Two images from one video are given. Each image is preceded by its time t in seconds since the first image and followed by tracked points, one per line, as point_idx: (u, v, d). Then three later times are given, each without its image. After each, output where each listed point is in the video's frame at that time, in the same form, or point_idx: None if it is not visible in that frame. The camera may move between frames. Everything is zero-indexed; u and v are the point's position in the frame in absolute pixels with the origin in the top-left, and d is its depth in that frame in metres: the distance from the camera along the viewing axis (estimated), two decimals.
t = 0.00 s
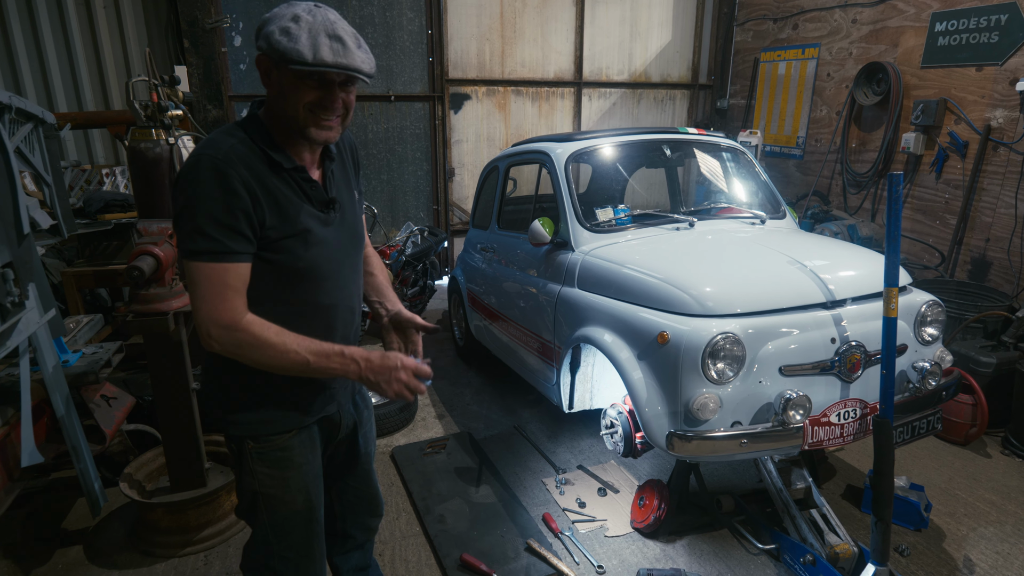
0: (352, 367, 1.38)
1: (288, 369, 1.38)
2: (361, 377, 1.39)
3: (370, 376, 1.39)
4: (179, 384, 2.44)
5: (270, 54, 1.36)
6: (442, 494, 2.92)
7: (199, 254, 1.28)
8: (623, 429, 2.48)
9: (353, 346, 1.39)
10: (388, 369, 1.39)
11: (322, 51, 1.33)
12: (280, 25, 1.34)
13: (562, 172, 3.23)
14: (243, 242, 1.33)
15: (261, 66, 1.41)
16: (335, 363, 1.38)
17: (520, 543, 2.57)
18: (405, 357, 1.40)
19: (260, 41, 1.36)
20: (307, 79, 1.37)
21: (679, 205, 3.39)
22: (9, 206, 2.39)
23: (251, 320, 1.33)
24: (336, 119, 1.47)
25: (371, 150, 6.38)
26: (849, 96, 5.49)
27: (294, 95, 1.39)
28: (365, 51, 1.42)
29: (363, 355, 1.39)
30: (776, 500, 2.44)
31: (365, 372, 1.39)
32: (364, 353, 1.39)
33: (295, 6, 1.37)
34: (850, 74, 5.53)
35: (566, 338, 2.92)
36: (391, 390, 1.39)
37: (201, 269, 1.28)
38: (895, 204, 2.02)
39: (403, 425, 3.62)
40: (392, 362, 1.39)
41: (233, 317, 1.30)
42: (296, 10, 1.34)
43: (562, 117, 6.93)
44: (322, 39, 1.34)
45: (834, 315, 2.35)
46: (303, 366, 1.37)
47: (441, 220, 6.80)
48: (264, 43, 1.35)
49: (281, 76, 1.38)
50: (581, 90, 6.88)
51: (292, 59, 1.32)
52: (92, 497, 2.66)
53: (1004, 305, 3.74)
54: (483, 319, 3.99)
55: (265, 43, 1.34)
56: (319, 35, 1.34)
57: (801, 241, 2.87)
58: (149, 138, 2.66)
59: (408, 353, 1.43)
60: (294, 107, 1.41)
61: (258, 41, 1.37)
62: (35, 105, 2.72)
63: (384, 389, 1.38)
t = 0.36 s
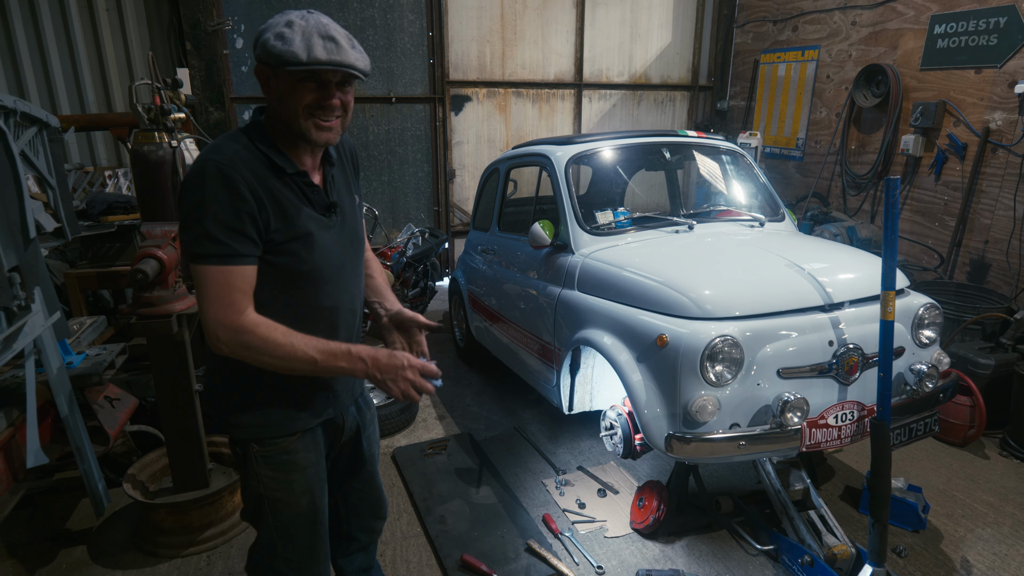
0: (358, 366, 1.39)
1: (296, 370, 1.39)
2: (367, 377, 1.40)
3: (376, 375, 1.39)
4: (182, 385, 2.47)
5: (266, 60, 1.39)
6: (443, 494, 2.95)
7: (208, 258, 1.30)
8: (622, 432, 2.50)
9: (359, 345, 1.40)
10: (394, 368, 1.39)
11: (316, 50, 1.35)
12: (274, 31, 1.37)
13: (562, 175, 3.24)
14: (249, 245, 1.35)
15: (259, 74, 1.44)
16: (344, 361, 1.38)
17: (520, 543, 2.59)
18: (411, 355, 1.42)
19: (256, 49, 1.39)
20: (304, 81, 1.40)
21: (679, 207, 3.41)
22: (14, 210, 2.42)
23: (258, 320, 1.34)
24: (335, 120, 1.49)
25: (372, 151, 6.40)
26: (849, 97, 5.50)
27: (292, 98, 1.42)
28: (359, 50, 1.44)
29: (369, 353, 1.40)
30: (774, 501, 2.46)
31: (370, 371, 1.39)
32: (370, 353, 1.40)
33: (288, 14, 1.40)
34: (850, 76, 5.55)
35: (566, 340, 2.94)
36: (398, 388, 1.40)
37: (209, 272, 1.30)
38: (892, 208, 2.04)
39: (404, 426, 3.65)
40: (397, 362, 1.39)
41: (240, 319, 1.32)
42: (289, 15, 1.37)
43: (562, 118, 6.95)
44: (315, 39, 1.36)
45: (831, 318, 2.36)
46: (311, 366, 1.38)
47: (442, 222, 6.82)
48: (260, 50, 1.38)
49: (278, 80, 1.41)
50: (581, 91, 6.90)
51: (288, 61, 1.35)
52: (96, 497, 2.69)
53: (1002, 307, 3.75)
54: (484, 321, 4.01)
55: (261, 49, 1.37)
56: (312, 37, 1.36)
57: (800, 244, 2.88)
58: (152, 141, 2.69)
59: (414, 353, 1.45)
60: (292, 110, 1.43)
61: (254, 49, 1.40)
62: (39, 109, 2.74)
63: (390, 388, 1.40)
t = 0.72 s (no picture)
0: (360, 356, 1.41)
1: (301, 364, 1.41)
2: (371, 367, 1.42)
3: (378, 365, 1.42)
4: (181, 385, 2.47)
5: (263, 64, 1.37)
6: (442, 494, 2.95)
7: (206, 262, 1.31)
8: (621, 431, 2.51)
9: (359, 337, 1.41)
10: (395, 357, 1.40)
11: (322, 58, 1.36)
12: (271, 34, 1.35)
13: (561, 175, 3.24)
14: (245, 247, 1.36)
15: (251, 77, 1.42)
16: (346, 354, 1.41)
17: (519, 543, 2.59)
18: (408, 342, 1.41)
19: (251, 52, 1.36)
20: (305, 86, 1.40)
21: (678, 207, 3.41)
22: (14, 210, 2.42)
23: (256, 320, 1.35)
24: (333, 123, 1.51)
25: (371, 151, 6.41)
26: (848, 98, 5.51)
27: (293, 102, 1.42)
28: (355, 55, 1.46)
29: (369, 341, 1.41)
30: (773, 500, 2.46)
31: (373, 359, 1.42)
32: (371, 344, 1.41)
33: (279, 15, 1.38)
34: (849, 76, 5.55)
35: (565, 340, 2.95)
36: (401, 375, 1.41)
37: (209, 277, 1.31)
38: (890, 209, 2.04)
39: (404, 426, 3.65)
40: (396, 351, 1.40)
41: (239, 320, 1.34)
42: (285, 18, 1.36)
43: (562, 119, 6.95)
44: (317, 44, 1.37)
45: (829, 318, 2.37)
46: (314, 361, 1.40)
47: (442, 222, 6.83)
48: (257, 54, 1.35)
49: (277, 84, 1.40)
50: (581, 91, 6.90)
51: (293, 68, 1.34)
52: (95, 497, 2.69)
53: (1000, 307, 3.76)
54: (483, 321, 4.02)
55: (258, 53, 1.35)
56: (314, 43, 1.37)
57: (799, 244, 2.89)
58: (152, 142, 2.69)
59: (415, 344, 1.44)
60: (293, 114, 1.43)
61: (247, 52, 1.37)
62: (38, 109, 2.74)
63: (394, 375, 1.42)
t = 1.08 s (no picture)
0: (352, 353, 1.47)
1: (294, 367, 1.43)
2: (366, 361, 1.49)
3: (372, 357, 1.49)
4: (180, 385, 2.47)
5: (321, 94, 1.39)
6: (442, 494, 2.95)
7: (197, 271, 1.29)
8: (620, 431, 2.51)
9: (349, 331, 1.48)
10: (388, 346, 1.50)
11: (381, 107, 1.46)
12: (339, 70, 1.38)
13: (560, 175, 3.24)
14: (236, 255, 1.34)
15: (290, 93, 1.39)
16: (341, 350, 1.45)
17: (519, 543, 2.60)
18: (398, 330, 1.54)
19: (314, 80, 1.36)
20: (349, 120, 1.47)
21: (677, 207, 3.42)
22: (13, 210, 2.42)
23: (250, 327, 1.35)
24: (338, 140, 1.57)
25: (370, 151, 6.40)
26: (847, 97, 5.52)
27: (327, 129, 1.47)
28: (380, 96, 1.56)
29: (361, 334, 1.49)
30: (772, 499, 2.46)
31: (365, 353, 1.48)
32: (363, 335, 1.49)
33: (335, 43, 1.39)
34: (848, 76, 5.56)
35: (564, 340, 2.95)
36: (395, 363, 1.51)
37: (198, 285, 1.29)
38: (889, 209, 2.04)
39: (403, 426, 3.65)
40: (388, 338, 1.50)
41: (231, 326, 1.32)
42: (349, 54, 1.39)
43: (561, 118, 6.95)
44: (372, 87, 1.46)
45: (828, 317, 2.37)
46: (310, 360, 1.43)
47: (441, 221, 6.83)
48: (324, 85, 1.37)
49: (321, 112, 1.43)
50: (580, 91, 6.90)
51: (358, 111, 1.41)
52: (94, 498, 2.69)
53: (999, 307, 3.76)
54: (482, 321, 4.02)
55: (326, 86, 1.37)
56: (371, 87, 1.45)
57: (798, 244, 2.90)
58: (150, 141, 2.68)
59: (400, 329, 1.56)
60: (324, 139, 1.49)
61: (307, 76, 1.36)
62: (37, 108, 2.74)
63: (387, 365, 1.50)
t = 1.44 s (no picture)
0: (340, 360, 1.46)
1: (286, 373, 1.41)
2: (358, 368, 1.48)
3: (361, 364, 1.48)
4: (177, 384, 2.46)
5: (338, 104, 1.40)
6: (440, 494, 2.94)
7: (197, 263, 1.27)
8: (619, 430, 2.50)
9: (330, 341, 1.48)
10: (375, 353, 1.49)
11: (391, 122, 1.49)
12: (359, 83, 1.39)
13: (558, 173, 3.24)
14: (239, 250, 1.33)
15: (307, 99, 1.40)
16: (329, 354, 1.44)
17: (517, 542, 2.59)
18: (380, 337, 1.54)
19: (334, 91, 1.37)
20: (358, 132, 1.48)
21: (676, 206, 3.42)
22: (8, 209, 2.40)
23: (246, 327, 1.34)
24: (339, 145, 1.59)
25: (369, 150, 6.39)
26: (845, 97, 5.53)
27: (337, 137, 1.49)
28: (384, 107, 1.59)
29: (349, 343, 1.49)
30: (771, 499, 2.46)
31: (354, 361, 1.47)
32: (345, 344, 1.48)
33: (357, 57, 1.41)
34: (846, 75, 5.56)
35: (563, 339, 2.95)
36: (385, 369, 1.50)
37: (194, 281, 1.28)
38: (888, 206, 2.04)
39: (401, 426, 3.63)
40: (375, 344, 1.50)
41: (229, 328, 1.31)
42: (369, 68, 1.41)
43: (559, 118, 6.95)
44: (385, 102, 1.48)
45: (827, 316, 2.37)
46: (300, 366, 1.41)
47: (439, 221, 6.82)
48: (343, 97, 1.38)
49: (334, 121, 1.44)
50: (579, 90, 6.90)
51: (371, 124, 1.43)
52: (91, 498, 2.67)
53: (997, 305, 3.76)
54: (481, 320, 4.02)
55: (345, 97, 1.38)
56: (383, 101, 1.47)
57: (796, 242, 2.89)
58: (148, 140, 2.66)
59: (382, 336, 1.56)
60: (332, 145, 1.50)
61: (327, 86, 1.37)
62: (33, 107, 2.72)
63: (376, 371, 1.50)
